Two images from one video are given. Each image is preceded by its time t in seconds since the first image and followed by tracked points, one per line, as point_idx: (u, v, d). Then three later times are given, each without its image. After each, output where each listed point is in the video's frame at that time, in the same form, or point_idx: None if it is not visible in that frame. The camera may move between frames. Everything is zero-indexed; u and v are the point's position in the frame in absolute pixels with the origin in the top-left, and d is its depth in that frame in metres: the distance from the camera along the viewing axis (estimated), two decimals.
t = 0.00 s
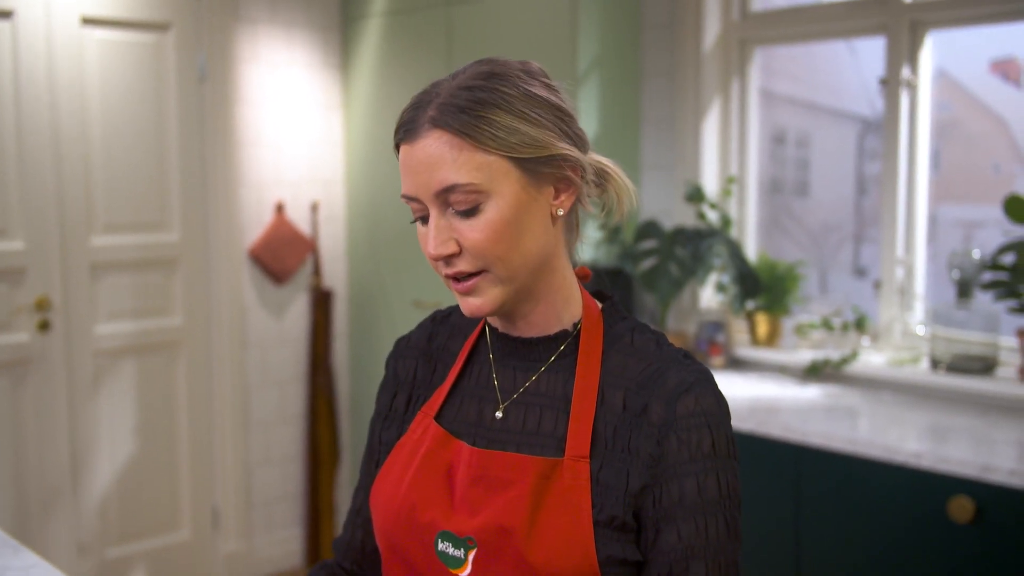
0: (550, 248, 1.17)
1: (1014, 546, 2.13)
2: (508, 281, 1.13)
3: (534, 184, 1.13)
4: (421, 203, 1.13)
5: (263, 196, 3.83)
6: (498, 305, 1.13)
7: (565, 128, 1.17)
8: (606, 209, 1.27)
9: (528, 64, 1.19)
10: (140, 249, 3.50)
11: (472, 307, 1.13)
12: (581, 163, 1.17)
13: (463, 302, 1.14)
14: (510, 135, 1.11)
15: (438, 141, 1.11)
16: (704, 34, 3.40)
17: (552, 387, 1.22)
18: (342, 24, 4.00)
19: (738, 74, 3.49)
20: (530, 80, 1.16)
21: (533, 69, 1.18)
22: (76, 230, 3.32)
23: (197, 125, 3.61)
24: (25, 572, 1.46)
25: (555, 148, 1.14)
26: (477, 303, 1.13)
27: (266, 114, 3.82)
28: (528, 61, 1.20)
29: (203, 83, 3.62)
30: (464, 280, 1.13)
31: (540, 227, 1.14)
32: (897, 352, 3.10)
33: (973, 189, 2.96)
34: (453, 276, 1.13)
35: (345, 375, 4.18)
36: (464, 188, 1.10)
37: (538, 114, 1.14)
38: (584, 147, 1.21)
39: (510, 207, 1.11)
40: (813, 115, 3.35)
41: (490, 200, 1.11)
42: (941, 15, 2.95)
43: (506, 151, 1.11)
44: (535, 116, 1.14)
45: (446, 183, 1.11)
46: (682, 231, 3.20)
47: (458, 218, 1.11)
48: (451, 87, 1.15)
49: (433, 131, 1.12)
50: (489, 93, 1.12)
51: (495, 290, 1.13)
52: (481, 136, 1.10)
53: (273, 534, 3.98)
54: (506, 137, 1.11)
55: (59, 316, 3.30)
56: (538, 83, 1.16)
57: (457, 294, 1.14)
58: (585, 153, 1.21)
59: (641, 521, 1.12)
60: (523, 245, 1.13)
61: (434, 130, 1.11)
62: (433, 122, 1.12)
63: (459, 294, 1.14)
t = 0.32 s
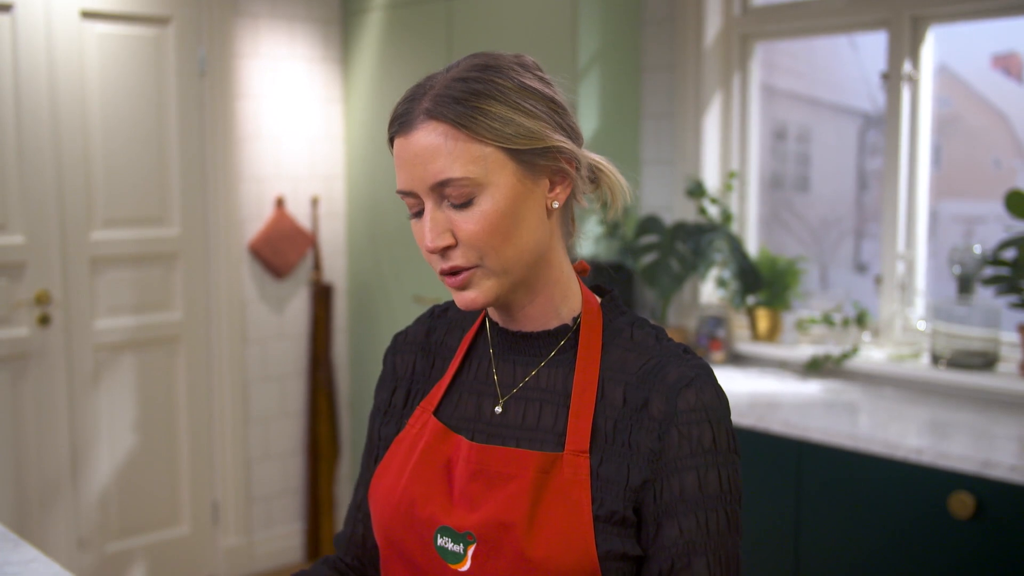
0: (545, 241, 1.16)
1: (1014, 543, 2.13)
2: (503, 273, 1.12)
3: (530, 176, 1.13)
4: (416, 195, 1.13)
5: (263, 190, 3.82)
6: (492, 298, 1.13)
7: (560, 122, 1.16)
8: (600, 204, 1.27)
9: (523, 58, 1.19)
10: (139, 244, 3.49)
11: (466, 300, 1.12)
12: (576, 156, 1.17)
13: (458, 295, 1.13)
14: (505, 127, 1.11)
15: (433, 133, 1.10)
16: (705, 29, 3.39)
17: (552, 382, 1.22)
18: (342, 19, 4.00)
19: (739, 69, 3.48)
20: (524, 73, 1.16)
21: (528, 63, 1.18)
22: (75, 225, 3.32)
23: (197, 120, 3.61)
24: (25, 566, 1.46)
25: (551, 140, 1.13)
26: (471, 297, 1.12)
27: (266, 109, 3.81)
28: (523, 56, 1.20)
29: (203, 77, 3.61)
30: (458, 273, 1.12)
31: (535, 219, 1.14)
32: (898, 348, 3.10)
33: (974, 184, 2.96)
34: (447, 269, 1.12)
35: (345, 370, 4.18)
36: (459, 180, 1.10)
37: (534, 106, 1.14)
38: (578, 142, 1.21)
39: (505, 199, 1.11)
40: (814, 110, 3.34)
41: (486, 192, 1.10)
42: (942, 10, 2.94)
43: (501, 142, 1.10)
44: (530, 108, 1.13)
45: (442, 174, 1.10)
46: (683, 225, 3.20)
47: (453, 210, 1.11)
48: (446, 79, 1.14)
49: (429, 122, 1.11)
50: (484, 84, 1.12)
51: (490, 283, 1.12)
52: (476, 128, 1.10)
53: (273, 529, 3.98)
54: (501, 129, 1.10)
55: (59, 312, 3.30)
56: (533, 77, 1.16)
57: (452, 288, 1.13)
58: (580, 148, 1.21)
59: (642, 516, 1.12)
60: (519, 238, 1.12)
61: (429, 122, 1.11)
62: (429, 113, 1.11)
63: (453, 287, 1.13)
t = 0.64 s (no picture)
0: (553, 238, 1.16)
1: (1019, 540, 2.12)
2: (514, 267, 1.11)
3: (544, 170, 1.13)
4: (430, 183, 1.12)
5: (264, 190, 3.82)
6: (502, 292, 1.12)
7: (571, 122, 1.17)
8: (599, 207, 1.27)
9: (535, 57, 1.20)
10: (141, 245, 3.49)
11: (476, 293, 1.11)
12: (586, 156, 1.17)
13: (467, 287, 1.11)
14: (524, 119, 1.11)
15: (452, 120, 1.10)
16: (708, 27, 3.39)
17: (551, 383, 1.21)
18: (344, 19, 3.99)
19: (741, 67, 3.47)
20: (541, 70, 1.16)
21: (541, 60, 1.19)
22: (76, 226, 3.31)
23: (198, 120, 3.60)
24: (27, 568, 1.46)
25: (565, 138, 1.14)
26: (481, 290, 1.11)
27: (268, 109, 3.81)
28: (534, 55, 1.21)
29: (204, 77, 3.61)
30: (470, 264, 1.11)
31: (547, 216, 1.14)
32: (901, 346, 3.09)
33: (977, 182, 2.95)
34: (457, 260, 1.11)
35: (348, 370, 4.17)
36: (476, 170, 1.09)
37: (549, 103, 1.14)
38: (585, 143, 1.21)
39: (520, 192, 1.11)
40: (817, 108, 3.34)
41: (501, 184, 1.10)
42: (945, 7, 2.93)
43: (520, 133, 1.10)
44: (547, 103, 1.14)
45: (459, 163, 1.09)
46: (686, 225, 3.18)
47: (468, 200, 1.10)
48: (463, 69, 1.14)
49: (447, 110, 1.10)
50: (502, 77, 1.12)
51: (500, 276, 1.11)
52: (496, 118, 1.10)
53: (276, 529, 3.98)
54: (521, 120, 1.10)
55: (61, 313, 3.30)
56: (547, 75, 1.17)
57: (459, 279, 1.12)
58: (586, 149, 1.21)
59: (642, 517, 1.12)
60: (531, 232, 1.12)
61: (448, 109, 1.10)
62: (447, 101, 1.10)
63: (462, 279, 1.12)
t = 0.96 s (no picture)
0: (556, 233, 1.15)
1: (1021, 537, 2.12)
2: (516, 260, 1.11)
3: (549, 165, 1.13)
4: (434, 173, 1.11)
5: (266, 189, 3.81)
6: (503, 285, 1.11)
7: (577, 118, 1.17)
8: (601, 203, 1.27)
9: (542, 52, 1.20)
10: (142, 244, 3.49)
11: (476, 285, 1.10)
12: (591, 154, 1.18)
13: (468, 279, 1.11)
14: (533, 113, 1.11)
15: (459, 110, 1.09)
16: (709, 24, 3.38)
17: (551, 381, 1.21)
18: (344, 17, 3.99)
19: (742, 64, 3.47)
20: (549, 66, 1.16)
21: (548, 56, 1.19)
22: (77, 226, 3.31)
23: (199, 119, 3.60)
24: (28, 567, 1.45)
25: (571, 133, 1.14)
26: (481, 281, 1.10)
27: (269, 108, 3.80)
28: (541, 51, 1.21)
29: (205, 76, 3.61)
30: (472, 256, 1.10)
31: (550, 210, 1.13)
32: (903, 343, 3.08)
33: (979, 179, 2.94)
34: (460, 251, 1.10)
35: (349, 368, 4.17)
36: (482, 161, 1.09)
37: (556, 97, 1.14)
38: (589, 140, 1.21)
39: (525, 184, 1.10)
40: (818, 106, 3.33)
41: (506, 176, 1.10)
42: (947, 4, 2.93)
43: (528, 127, 1.10)
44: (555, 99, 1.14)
45: (465, 153, 1.09)
46: (687, 222, 3.17)
47: (473, 192, 1.10)
48: (471, 61, 1.14)
49: (455, 100, 1.10)
50: (510, 70, 1.12)
51: (502, 269, 1.11)
52: (505, 110, 1.09)
53: (278, 528, 3.98)
54: (530, 113, 1.10)
55: (62, 313, 3.30)
56: (555, 70, 1.17)
57: (460, 272, 1.11)
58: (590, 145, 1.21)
59: (643, 516, 1.11)
60: (534, 226, 1.11)
61: (455, 99, 1.10)
62: (455, 91, 1.10)
63: (462, 271, 1.11)
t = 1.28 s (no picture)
0: (550, 240, 1.16)
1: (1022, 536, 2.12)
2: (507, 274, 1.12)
3: (537, 176, 1.12)
4: (421, 191, 1.11)
5: (266, 189, 3.81)
6: (494, 298, 1.13)
7: (569, 121, 1.15)
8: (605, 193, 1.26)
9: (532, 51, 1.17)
10: (143, 243, 3.49)
11: (469, 299, 1.12)
12: (584, 156, 1.16)
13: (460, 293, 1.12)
14: (515, 127, 1.10)
15: (441, 129, 1.09)
16: (709, 22, 3.38)
17: (550, 379, 1.21)
18: (345, 17, 3.99)
19: (743, 63, 3.47)
20: (536, 68, 1.14)
21: (538, 56, 1.17)
22: (77, 225, 3.31)
23: (199, 118, 3.60)
24: (28, 567, 1.45)
25: (560, 141, 1.13)
26: (473, 296, 1.12)
27: (268, 108, 3.80)
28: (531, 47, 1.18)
29: (206, 75, 3.61)
30: (462, 272, 1.11)
31: (541, 219, 1.13)
32: (904, 342, 3.08)
33: (980, 177, 2.94)
34: (450, 267, 1.12)
35: (350, 367, 4.17)
36: (465, 181, 1.09)
37: (543, 105, 1.13)
38: (585, 137, 1.19)
39: (511, 200, 1.10)
40: (819, 104, 3.33)
41: (492, 193, 1.09)
42: (947, 2, 2.93)
43: (511, 143, 1.09)
44: (541, 107, 1.12)
45: (449, 174, 1.09)
46: (687, 221, 3.17)
47: (459, 209, 1.10)
48: (456, 72, 1.12)
49: (437, 119, 1.09)
50: (494, 81, 1.11)
51: (493, 283, 1.12)
52: (485, 127, 1.09)
53: (279, 527, 3.98)
54: (512, 128, 1.09)
55: (62, 312, 3.30)
56: (545, 72, 1.15)
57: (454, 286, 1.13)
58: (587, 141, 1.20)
59: (641, 515, 1.12)
60: (524, 238, 1.12)
61: (438, 118, 1.09)
62: (438, 110, 1.09)
63: (455, 285, 1.13)
